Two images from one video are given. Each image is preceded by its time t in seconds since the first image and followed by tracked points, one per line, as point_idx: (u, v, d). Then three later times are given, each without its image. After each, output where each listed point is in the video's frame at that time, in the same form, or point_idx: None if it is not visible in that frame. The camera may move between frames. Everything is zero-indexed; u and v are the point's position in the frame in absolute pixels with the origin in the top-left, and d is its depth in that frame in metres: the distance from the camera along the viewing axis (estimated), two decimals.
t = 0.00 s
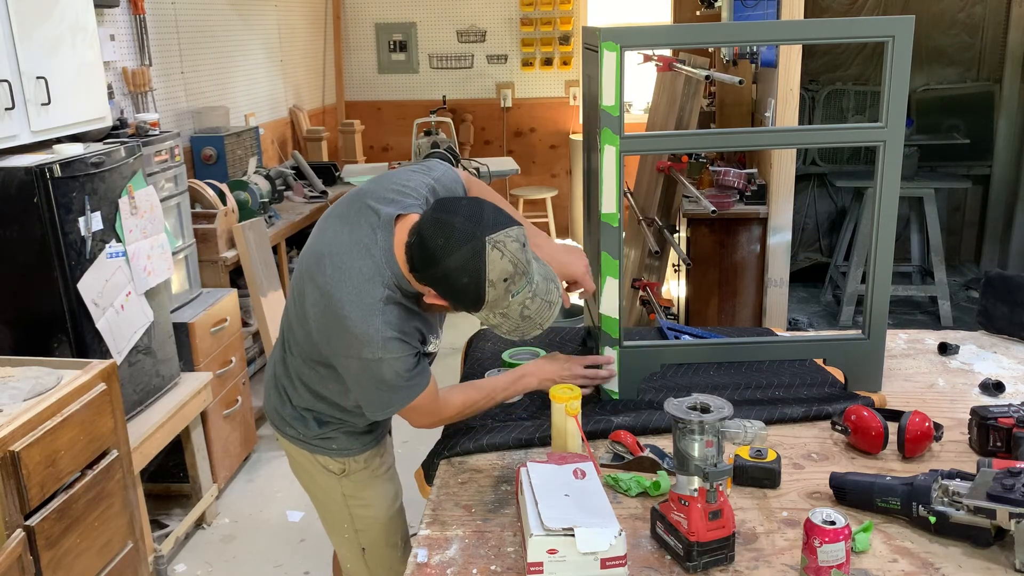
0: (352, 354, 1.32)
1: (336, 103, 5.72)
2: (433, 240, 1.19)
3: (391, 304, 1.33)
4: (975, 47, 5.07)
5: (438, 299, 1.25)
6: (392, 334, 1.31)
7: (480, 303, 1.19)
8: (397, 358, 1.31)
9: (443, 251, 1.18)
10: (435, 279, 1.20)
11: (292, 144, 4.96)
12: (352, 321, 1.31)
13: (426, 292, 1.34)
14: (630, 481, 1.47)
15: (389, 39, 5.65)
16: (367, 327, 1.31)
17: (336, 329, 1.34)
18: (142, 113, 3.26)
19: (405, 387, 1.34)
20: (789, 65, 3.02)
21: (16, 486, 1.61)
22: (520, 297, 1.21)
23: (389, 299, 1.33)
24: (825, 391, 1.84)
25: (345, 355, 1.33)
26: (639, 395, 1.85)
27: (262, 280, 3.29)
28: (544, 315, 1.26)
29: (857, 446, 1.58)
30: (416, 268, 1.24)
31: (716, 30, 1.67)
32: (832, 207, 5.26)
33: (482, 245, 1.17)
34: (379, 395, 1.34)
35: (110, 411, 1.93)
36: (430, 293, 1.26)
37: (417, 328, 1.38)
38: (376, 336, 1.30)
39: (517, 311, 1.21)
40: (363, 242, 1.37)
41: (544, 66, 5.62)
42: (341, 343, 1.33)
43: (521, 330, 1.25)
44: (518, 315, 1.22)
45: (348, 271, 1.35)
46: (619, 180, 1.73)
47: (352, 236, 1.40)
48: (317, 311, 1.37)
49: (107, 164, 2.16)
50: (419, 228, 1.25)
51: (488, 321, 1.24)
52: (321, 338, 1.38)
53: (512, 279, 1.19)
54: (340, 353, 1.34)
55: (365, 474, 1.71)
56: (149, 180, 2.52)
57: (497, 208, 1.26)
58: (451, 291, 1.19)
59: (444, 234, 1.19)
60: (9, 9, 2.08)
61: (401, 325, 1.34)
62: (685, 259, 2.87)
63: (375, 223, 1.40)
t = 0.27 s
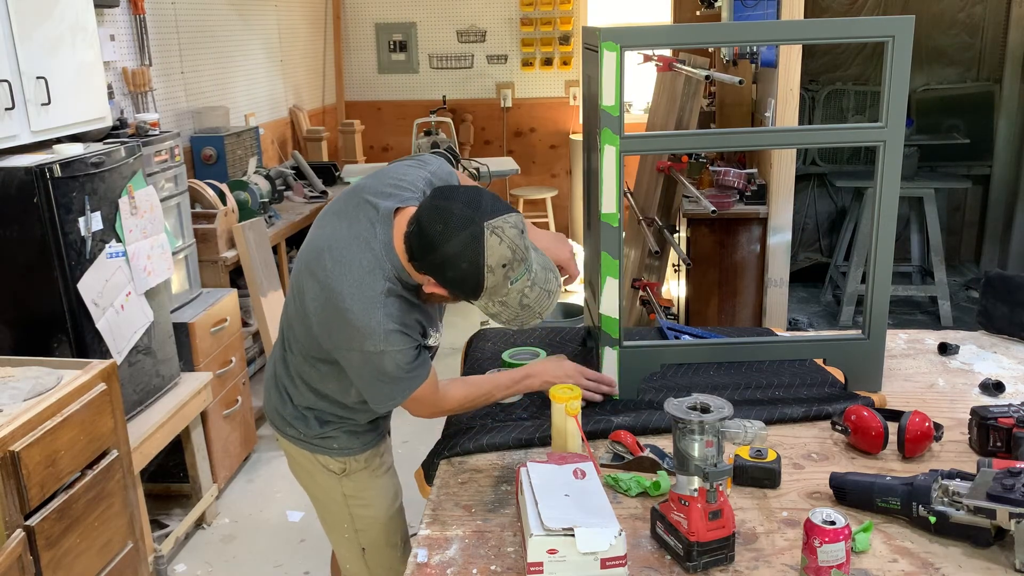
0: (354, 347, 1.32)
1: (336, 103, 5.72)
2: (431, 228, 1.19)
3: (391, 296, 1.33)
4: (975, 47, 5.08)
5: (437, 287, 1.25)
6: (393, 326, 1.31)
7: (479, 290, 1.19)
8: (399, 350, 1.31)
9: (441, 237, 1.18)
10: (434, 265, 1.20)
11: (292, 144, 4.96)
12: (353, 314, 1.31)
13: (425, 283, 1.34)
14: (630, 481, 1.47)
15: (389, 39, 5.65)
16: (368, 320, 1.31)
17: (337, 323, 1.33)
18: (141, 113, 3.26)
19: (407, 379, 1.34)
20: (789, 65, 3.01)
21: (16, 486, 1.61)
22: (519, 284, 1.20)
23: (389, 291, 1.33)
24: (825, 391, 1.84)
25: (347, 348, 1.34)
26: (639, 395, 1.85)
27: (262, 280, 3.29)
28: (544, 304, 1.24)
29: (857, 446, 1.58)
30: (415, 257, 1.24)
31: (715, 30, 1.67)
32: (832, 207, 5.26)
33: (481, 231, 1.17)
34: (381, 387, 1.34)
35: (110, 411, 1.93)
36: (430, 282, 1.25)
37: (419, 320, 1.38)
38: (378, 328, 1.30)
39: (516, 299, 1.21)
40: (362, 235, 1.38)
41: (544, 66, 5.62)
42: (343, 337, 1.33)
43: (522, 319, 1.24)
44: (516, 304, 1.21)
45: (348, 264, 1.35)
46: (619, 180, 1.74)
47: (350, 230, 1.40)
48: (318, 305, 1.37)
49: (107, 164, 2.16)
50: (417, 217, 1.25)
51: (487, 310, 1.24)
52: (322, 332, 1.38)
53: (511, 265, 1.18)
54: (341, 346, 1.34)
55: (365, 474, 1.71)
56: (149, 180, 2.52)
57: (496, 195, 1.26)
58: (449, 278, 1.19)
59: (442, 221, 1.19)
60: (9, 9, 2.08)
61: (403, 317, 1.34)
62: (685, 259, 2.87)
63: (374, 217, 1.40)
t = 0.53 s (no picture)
0: (353, 334, 1.33)
1: (336, 103, 5.72)
2: (427, 204, 1.20)
3: (390, 281, 1.34)
4: (975, 47, 5.08)
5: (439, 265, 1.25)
6: (393, 311, 1.32)
7: (479, 263, 1.19)
8: (399, 335, 1.32)
9: (438, 213, 1.19)
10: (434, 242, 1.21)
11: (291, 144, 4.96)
12: (353, 300, 1.32)
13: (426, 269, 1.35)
14: (630, 481, 1.48)
15: (389, 39, 5.65)
16: (368, 305, 1.31)
17: (336, 310, 1.34)
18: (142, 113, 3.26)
19: (408, 366, 1.34)
20: (789, 65, 3.01)
21: (16, 486, 1.61)
22: (517, 256, 1.20)
23: (388, 277, 1.34)
24: (825, 391, 1.84)
25: (346, 335, 1.34)
26: (639, 395, 1.85)
27: (262, 280, 3.29)
28: (543, 277, 1.25)
29: (857, 446, 1.58)
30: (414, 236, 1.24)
31: (715, 30, 1.67)
32: (832, 207, 5.26)
33: (476, 203, 1.18)
34: (382, 374, 1.34)
35: (110, 411, 1.93)
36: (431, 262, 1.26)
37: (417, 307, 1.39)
38: (378, 312, 1.31)
39: (516, 273, 1.21)
40: (361, 223, 1.39)
41: (544, 66, 5.62)
42: (342, 324, 1.33)
43: (526, 294, 1.24)
44: (518, 278, 1.21)
45: (347, 251, 1.35)
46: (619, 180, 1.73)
47: (347, 219, 1.41)
48: (317, 293, 1.37)
49: (107, 164, 2.16)
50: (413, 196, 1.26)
51: (489, 287, 1.24)
52: (321, 320, 1.38)
53: (509, 236, 1.19)
54: (340, 333, 1.34)
55: (366, 473, 1.71)
56: (149, 180, 2.52)
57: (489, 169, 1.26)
58: (451, 254, 1.20)
59: (438, 198, 1.19)
60: (9, 9, 2.08)
61: (402, 302, 1.34)
62: (685, 259, 2.87)
63: (370, 205, 1.41)
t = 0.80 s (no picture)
0: (348, 307, 1.33)
1: (336, 103, 5.72)
2: (395, 148, 1.24)
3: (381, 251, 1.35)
4: (975, 47, 5.08)
5: (445, 198, 1.28)
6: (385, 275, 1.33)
7: (469, 166, 1.23)
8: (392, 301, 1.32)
9: (402, 162, 1.23)
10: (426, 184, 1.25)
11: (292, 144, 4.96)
12: (346, 263, 1.32)
13: (419, 216, 1.37)
14: (630, 481, 1.47)
15: (389, 39, 5.65)
16: (361, 268, 1.32)
17: (329, 277, 1.34)
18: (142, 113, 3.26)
19: (403, 337, 1.34)
20: (789, 65, 3.01)
21: (16, 486, 1.62)
22: (495, 135, 1.25)
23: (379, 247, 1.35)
24: (825, 391, 1.84)
25: (341, 303, 1.34)
26: (639, 395, 1.85)
27: (262, 280, 3.28)
28: (525, 133, 1.29)
29: (857, 446, 1.58)
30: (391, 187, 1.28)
31: (715, 30, 1.67)
32: (832, 207, 5.26)
33: (428, 120, 1.21)
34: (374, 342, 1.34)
35: (110, 411, 1.93)
36: (431, 202, 1.29)
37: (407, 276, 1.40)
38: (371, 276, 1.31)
39: (503, 148, 1.25)
40: (348, 194, 1.40)
41: (544, 66, 5.62)
42: (337, 298, 1.34)
43: (523, 159, 1.29)
44: (510, 155, 1.26)
45: (336, 218, 1.37)
46: (619, 180, 1.73)
47: (335, 191, 1.42)
48: (310, 270, 1.37)
49: (107, 164, 2.16)
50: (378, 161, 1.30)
51: (493, 181, 1.28)
52: (316, 296, 1.38)
53: (475, 125, 1.23)
54: (336, 308, 1.35)
55: (376, 475, 1.70)
56: (149, 180, 2.52)
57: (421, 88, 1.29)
58: (436, 178, 1.24)
59: (391, 151, 1.24)
60: (9, 9, 2.08)
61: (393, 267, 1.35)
62: (685, 259, 2.87)
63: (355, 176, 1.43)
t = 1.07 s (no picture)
0: (324, 255, 1.32)
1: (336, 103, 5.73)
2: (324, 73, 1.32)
3: (352, 195, 1.36)
4: (975, 47, 5.08)
5: (381, 109, 1.34)
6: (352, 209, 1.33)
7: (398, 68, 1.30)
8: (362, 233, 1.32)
9: (327, 84, 1.32)
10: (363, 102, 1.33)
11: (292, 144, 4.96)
12: (312, 204, 1.34)
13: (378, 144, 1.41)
14: (630, 481, 1.48)
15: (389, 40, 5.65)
16: (327, 203, 1.33)
17: (300, 224, 1.35)
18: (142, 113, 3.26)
19: (381, 282, 1.31)
20: (789, 65, 3.02)
21: (16, 486, 1.61)
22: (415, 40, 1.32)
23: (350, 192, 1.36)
24: (825, 391, 1.84)
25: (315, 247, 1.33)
26: (639, 395, 1.84)
27: (262, 280, 3.28)
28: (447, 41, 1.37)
29: (857, 446, 1.58)
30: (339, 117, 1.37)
31: (715, 30, 1.67)
32: (831, 207, 5.26)
33: (340, 33, 1.30)
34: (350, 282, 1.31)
35: (110, 411, 1.93)
36: (370, 121, 1.36)
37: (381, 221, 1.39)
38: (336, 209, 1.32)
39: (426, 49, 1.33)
40: (315, 154, 1.44)
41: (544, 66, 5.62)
42: (313, 248, 1.34)
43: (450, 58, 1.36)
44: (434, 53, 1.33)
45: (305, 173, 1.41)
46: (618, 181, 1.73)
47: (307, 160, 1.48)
48: (289, 230, 1.39)
49: (107, 164, 2.16)
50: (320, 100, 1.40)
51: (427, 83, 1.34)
52: (296, 253, 1.39)
53: (389, 30, 1.31)
54: (314, 259, 1.35)
55: (391, 470, 1.69)
56: (149, 180, 2.52)
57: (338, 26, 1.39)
58: (366, 88, 1.31)
59: (317, 77, 1.34)
60: (9, 9, 2.08)
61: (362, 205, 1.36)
62: (685, 258, 2.87)
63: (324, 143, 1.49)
